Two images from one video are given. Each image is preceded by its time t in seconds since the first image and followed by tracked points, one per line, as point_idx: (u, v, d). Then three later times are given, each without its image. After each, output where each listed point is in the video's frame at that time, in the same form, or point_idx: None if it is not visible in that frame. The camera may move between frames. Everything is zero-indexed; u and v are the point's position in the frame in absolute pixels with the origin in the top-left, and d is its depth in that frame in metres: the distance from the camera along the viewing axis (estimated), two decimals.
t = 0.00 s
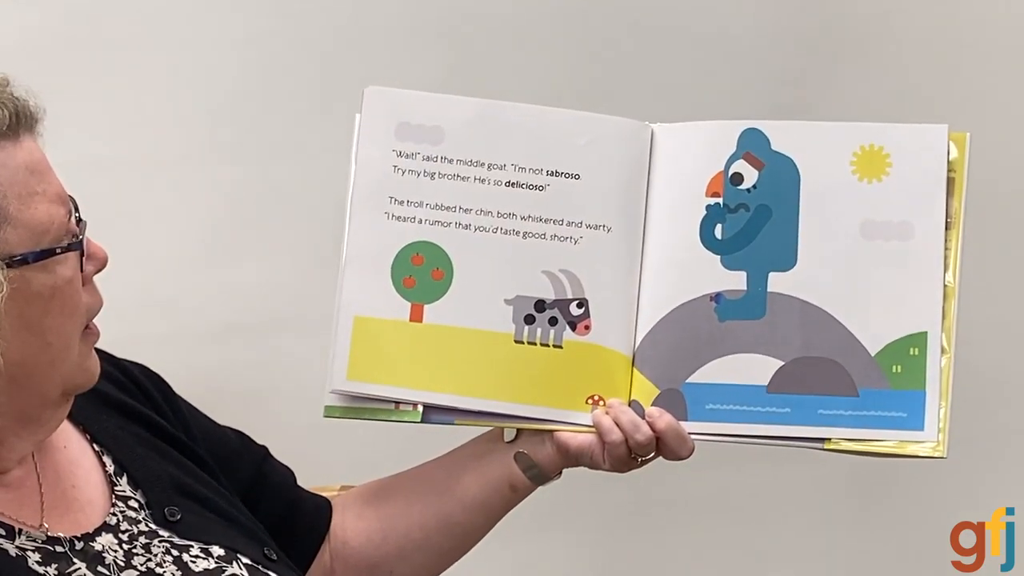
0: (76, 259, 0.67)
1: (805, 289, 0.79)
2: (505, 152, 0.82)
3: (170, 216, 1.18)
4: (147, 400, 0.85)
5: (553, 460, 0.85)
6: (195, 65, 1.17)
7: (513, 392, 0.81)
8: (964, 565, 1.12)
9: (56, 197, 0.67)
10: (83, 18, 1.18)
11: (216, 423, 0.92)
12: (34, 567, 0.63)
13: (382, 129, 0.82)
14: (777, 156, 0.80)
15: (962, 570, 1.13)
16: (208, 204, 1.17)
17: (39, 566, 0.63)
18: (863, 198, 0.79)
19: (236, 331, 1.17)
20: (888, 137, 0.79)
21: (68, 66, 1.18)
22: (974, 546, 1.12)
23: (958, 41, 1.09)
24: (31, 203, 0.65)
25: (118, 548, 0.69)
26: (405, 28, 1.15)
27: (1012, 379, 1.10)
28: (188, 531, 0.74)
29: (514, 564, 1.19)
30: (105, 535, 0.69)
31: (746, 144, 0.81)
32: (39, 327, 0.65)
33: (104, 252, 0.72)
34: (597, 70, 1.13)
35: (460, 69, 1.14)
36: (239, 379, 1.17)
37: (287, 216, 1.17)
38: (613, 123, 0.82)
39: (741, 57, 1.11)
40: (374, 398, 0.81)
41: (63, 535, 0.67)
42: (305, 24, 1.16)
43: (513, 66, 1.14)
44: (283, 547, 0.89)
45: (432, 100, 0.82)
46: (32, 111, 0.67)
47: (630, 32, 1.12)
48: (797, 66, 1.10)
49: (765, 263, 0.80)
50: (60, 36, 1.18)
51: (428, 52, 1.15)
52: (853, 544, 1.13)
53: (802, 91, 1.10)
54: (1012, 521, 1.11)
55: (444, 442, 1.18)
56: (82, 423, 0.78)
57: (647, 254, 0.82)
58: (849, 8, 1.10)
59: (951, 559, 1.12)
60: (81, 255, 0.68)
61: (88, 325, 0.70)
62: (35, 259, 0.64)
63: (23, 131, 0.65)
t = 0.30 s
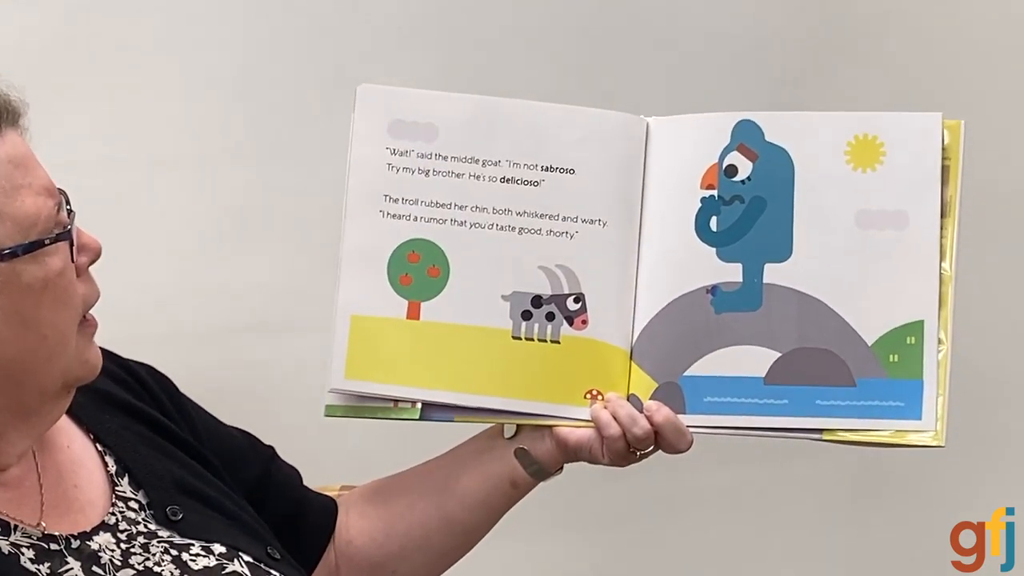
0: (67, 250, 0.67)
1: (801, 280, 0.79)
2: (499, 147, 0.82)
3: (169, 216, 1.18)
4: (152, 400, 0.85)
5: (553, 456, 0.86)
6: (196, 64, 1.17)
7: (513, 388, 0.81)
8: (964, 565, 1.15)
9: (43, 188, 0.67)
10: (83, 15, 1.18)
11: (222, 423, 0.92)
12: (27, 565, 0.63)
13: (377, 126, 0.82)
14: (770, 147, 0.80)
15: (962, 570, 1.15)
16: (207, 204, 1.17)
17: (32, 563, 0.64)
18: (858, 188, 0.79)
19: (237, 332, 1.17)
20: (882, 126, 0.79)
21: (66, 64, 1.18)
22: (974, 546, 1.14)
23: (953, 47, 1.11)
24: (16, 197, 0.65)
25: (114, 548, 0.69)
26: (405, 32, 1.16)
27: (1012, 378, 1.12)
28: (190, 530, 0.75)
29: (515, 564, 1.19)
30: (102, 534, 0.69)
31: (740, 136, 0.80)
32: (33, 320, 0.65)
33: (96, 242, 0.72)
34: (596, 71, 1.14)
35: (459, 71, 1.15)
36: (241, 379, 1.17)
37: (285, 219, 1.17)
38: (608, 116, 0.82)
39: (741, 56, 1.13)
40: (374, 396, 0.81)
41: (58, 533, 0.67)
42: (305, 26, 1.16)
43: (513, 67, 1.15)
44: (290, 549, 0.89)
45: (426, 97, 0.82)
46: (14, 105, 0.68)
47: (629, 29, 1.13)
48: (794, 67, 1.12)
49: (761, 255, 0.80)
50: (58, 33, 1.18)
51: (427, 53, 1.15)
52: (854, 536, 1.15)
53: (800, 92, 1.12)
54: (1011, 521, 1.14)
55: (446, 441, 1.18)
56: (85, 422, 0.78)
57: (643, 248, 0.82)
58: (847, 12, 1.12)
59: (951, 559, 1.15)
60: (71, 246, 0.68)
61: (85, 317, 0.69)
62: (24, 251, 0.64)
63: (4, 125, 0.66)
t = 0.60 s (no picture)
0: (55, 247, 0.67)
1: (799, 278, 0.79)
2: (497, 145, 0.82)
3: (167, 215, 1.18)
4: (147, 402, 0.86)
5: (552, 453, 0.86)
6: (195, 63, 1.17)
7: (510, 387, 0.81)
8: (964, 565, 1.15)
9: (28, 186, 0.67)
10: (81, 14, 1.18)
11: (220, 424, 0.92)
12: (37, 553, 0.64)
13: (373, 124, 0.82)
14: (769, 145, 0.80)
15: (962, 570, 1.15)
16: (206, 204, 1.17)
17: (41, 552, 0.64)
18: (857, 185, 0.79)
19: (236, 331, 1.17)
20: (879, 124, 0.79)
21: (65, 62, 1.18)
22: (974, 546, 1.14)
23: (953, 47, 1.11)
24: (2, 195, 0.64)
25: (118, 548, 0.69)
26: (405, 32, 1.16)
27: (1012, 378, 1.12)
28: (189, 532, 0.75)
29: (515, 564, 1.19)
30: (106, 533, 0.70)
31: (738, 133, 0.80)
32: (24, 318, 0.64)
33: (86, 237, 0.72)
34: (596, 71, 1.14)
35: (458, 71, 1.15)
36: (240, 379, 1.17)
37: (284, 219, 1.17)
38: (606, 114, 0.82)
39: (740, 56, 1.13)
40: (372, 395, 0.81)
41: (65, 529, 0.67)
42: (304, 26, 1.16)
43: (512, 67, 1.15)
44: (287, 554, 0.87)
45: (424, 94, 0.82)
46: None
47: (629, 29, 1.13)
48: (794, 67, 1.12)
49: (759, 253, 0.80)
50: (57, 31, 1.18)
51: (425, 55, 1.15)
52: (854, 535, 1.15)
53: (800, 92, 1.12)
54: (1011, 521, 1.14)
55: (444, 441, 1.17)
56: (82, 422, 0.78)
57: (641, 247, 0.82)
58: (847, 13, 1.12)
59: (951, 559, 1.15)
60: (59, 244, 0.67)
61: (83, 308, 0.70)
62: (11, 252, 0.64)
63: None
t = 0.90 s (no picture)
0: (53, 254, 0.67)
1: (803, 285, 0.79)
2: (500, 148, 0.82)
3: (167, 216, 1.17)
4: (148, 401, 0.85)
5: (553, 458, 0.85)
6: (195, 64, 1.17)
7: (512, 390, 0.81)
8: (964, 565, 1.17)
9: (26, 193, 0.66)
10: (79, 13, 1.16)
11: (222, 423, 0.92)
12: (41, 540, 0.66)
13: (375, 126, 0.82)
14: (772, 150, 0.80)
15: (962, 570, 1.17)
16: (207, 204, 1.17)
17: (46, 539, 0.66)
18: (860, 191, 0.79)
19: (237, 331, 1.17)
20: (883, 130, 0.79)
21: (63, 62, 1.16)
22: (974, 546, 1.17)
23: (954, 51, 1.14)
24: None
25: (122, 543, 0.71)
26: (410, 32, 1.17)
27: (1011, 378, 1.14)
28: (190, 531, 0.75)
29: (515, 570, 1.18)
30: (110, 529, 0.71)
31: (742, 138, 0.80)
32: (23, 326, 0.65)
33: (86, 239, 0.72)
34: (596, 72, 1.16)
35: (464, 72, 1.16)
36: (240, 379, 1.17)
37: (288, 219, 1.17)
38: (609, 117, 0.82)
39: (741, 53, 1.15)
40: (373, 397, 0.81)
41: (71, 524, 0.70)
42: (307, 27, 1.17)
43: (518, 69, 1.16)
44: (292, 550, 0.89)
45: (426, 97, 0.82)
46: None
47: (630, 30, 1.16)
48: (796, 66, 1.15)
49: (762, 259, 0.80)
50: (54, 31, 1.16)
51: (430, 56, 1.17)
52: (854, 535, 1.16)
53: (801, 92, 1.15)
54: (1011, 521, 1.16)
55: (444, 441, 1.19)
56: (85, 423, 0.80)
57: (644, 251, 0.82)
58: (849, 16, 1.15)
59: (951, 559, 1.16)
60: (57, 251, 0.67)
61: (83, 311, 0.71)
62: (9, 261, 0.64)
63: None
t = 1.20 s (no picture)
0: (61, 271, 0.67)
1: (806, 293, 0.79)
2: (503, 154, 0.82)
3: (170, 215, 1.18)
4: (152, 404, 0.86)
5: (554, 464, 0.86)
6: (196, 64, 1.18)
7: (513, 396, 0.81)
8: (965, 565, 1.16)
9: (34, 208, 0.67)
10: (79, 13, 1.17)
11: (223, 425, 0.93)
12: (40, 539, 0.67)
13: (379, 130, 0.82)
14: (776, 158, 0.80)
15: (962, 570, 1.16)
16: (208, 204, 1.18)
17: (45, 538, 0.68)
18: (863, 200, 0.79)
19: (239, 330, 1.18)
20: (887, 138, 0.79)
21: (63, 62, 1.17)
22: (973, 546, 1.16)
23: (954, 50, 1.13)
24: (7, 221, 0.65)
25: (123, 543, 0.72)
26: (409, 31, 1.17)
27: (1009, 379, 1.14)
28: (191, 533, 0.75)
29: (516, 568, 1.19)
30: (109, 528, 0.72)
31: (745, 146, 0.80)
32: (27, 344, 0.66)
33: (92, 251, 0.73)
34: (595, 71, 1.16)
35: (464, 70, 1.17)
36: (242, 378, 1.18)
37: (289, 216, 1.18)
38: (613, 124, 0.82)
39: (739, 56, 1.15)
40: (374, 402, 0.82)
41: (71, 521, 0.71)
42: (306, 27, 1.17)
43: (518, 68, 1.16)
44: (292, 552, 0.90)
45: (429, 102, 0.82)
46: None
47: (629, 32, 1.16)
48: (796, 68, 1.15)
49: (765, 267, 0.80)
50: (54, 31, 1.17)
51: (431, 55, 1.17)
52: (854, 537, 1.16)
53: (801, 92, 1.14)
54: (1011, 521, 1.15)
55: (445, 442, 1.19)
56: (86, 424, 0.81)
57: (647, 259, 0.82)
58: (849, 17, 1.14)
59: (951, 559, 1.16)
60: (65, 269, 0.68)
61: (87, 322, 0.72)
62: (14, 280, 0.65)
63: None
